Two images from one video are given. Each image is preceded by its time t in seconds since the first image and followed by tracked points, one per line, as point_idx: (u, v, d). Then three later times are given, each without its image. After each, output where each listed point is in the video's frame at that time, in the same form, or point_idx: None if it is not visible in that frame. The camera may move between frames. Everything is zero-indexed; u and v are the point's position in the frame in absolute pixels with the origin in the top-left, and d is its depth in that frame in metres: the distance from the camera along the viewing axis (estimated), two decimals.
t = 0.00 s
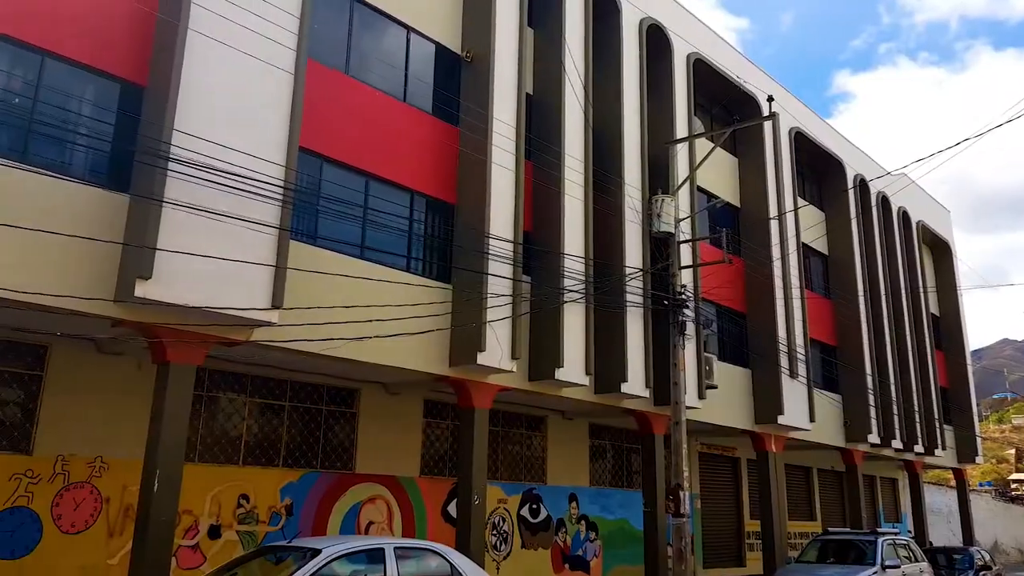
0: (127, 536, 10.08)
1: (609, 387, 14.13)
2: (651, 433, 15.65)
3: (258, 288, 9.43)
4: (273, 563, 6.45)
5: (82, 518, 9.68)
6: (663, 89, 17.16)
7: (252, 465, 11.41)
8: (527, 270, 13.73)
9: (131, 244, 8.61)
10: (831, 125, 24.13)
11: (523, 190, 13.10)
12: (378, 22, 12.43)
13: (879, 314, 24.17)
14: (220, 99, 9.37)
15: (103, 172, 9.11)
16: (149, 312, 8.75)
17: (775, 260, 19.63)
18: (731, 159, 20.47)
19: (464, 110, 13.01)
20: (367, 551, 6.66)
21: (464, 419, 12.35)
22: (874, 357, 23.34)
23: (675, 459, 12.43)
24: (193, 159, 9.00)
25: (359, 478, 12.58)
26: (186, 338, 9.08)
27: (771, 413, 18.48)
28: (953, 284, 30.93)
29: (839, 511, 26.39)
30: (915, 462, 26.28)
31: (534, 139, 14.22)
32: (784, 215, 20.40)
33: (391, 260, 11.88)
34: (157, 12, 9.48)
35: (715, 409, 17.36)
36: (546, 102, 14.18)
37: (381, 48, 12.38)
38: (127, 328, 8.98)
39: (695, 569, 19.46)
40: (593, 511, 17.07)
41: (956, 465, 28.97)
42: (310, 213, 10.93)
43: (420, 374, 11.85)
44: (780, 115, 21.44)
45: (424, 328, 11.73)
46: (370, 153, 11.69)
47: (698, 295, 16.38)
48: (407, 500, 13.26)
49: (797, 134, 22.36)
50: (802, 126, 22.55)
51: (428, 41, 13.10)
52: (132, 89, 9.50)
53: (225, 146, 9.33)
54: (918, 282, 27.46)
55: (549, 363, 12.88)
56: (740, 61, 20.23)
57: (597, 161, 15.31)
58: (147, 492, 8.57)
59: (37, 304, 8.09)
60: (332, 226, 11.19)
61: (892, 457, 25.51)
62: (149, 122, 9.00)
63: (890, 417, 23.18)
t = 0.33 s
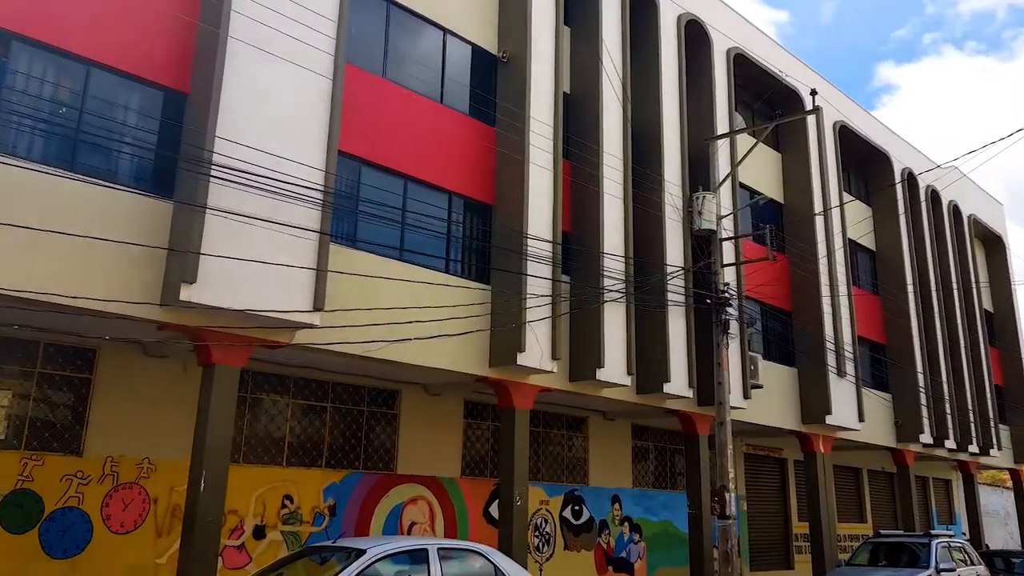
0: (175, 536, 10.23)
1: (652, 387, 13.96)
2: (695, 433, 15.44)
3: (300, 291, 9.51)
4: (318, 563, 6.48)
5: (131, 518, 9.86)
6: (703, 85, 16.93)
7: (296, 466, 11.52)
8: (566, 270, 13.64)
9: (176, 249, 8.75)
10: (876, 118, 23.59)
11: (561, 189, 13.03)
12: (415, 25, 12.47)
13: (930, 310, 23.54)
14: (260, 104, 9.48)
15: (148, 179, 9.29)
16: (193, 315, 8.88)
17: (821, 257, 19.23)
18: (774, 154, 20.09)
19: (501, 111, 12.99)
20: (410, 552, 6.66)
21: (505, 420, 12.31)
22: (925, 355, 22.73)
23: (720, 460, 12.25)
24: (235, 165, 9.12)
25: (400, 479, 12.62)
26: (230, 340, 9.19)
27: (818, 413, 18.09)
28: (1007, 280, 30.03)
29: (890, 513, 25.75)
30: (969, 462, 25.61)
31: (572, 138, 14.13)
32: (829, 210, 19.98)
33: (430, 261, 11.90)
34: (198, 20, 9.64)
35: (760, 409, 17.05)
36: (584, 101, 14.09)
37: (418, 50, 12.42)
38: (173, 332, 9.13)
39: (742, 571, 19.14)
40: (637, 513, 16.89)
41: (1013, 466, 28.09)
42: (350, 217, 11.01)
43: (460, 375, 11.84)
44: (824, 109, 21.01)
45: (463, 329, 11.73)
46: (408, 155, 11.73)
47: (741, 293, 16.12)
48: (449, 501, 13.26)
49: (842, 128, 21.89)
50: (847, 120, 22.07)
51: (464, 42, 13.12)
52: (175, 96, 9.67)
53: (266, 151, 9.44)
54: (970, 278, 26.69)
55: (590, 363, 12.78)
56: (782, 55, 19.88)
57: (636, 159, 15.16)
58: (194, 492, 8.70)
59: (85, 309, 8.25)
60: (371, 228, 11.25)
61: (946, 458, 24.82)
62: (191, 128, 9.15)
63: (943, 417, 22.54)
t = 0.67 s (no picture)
0: (222, 535, 10.40)
1: (695, 387, 13.77)
2: (740, 434, 15.21)
3: (341, 294, 9.59)
4: (362, 563, 6.51)
5: (180, 518, 10.04)
6: (743, 80, 16.69)
7: (339, 467, 11.61)
8: (606, 269, 13.54)
9: (220, 254, 8.88)
10: (923, 110, 23.02)
11: (599, 188, 12.93)
12: (451, 27, 12.51)
13: (983, 307, 22.86)
14: (300, 109, 9.58)
15: (193, 185, 9.43)
16: (237, 318, 9.00)
17: (867, 253, 18.80)
18: (817, 149, 19.70)
19: (538, 111, 12.95)
20: (454, 552, 6.64)
21: (546, 421, 12.25)
22: (978, 352, 22.08)
23: (765, 461, 12.05)
24: (276, 170, 9.23)
25: (442, 480, 12.65)
26: (274, 343, 9.30)
27: (867, 412, 17.67)
28: None
29: (943, 515, 25.06)
30: None
31: (610, 136, 14.03)
32: (875, 205, 19.53)
33: (469, 262, 11.91)
34: (239, 28, 9.79)
35: (807, 409, 16.72)
36: (621, 99, 13.98)
37: (455, 53, 12.45)
38: (218, 335, 9.26)
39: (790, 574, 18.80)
40: (681, 515, 16.70)
41: None
42: (389, 219, 11.07)
43: (501, 376, 11.82)
44: (869, 102, 20.55)
45: (504, 330, 11.72)
46: (446, 157, 11.75)
47: (785, 291, 15.84)
48: (491, 502, 13.26)
49: (888, 121, 21.40)
50: (892, 112, 21.57)
51: (501, 43, 13.11)
52: (218, 103, 9.82)
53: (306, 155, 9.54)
54: None
55: (632, 364, 12.66)
56: (824, 48, 19.51)
57: (676, 157, 15.00)
58: (240, 493, 8.82)
59: (134, 313, 8.42)
60: (410, 230, 11.30)
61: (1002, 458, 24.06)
62: (234, 135, 9.28)
63: (997, 416, 21.86)
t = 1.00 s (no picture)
0: (270, 535, 10.54)
1: (740, 387, 13.58)
2: (787, 434, 14.95)
3: (383, 296, 9.66)
4: (408, 564, 6.53)
5: (228, 518, 10.20)
6: (784, 75, 16.43)
7: (382, 468, 11.69)
8: (647, 268, 13.43)
9: (265, 258, 9.01)
10: (972, 102, 22.42)
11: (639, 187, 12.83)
12: (487, 29, 12.51)
13: None
14: (340, 114, 9.67)
15: (237, 191, 9.59)
16: (282, 322, 9.12)
17: (916, 249, 18.35)
18: (862, 143, 19.30)
19: (577, 110, 12.89)
20: (499, 553, 6.63)
21: (588, 422, 12.19)
22: None
23: (813, 462, 11.84)
24: (318, 175, 9.33)
25: (484, 481, 12.65)
26: (318, 345, 9.39)
27: (918, 412, 17.24)
28: None
29: (999, 517, 24.35)
30: None
31: (650, 135, 13.91)
32: (924, 200, 19.09)
33: (509, 263, 11.90)
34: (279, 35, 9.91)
35: (855, 409, 16.38)
36: (661, 97, 13.85)
37: (492, 54, 12.45)
38: (264, 338, 9.38)
39: None
40: (727, 516, 16.45)
41: None
42: (429, 221, 11.10)
43: (542, 376, 11.79)
44: (915, 94, 20.07)
45: (544, 330, 11.69)
46: (485, 159, 11.76)
47: (832, 289, 15.53)
48: (534, 503, 13.23)
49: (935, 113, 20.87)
50: (940, 105, 21.05)
51: (537, 44, 13.08)
52: (260, 110, 9.96)
53: (347, 159, 9.62)
54: None
55: (675, 364, 12.51)
56: (868, 40, 19.12)
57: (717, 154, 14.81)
58: (287, 494, 8.93)
59: (182, 317, 8.59)
60: (450, 232, 11.32)
61: None
62: (276, 140, 9.40)
63: None
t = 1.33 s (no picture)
0: (316, 535, 10.73)
1: (783, 387, 13.53)
2: (832, 434, 14.72)
3: (423, 298, 9.78)
4: (449, 560, 6.60)
5: (275, 520, 10.40)
6: (826, 71, 16.21)
7: (426, 471, 11.81)
8: (688, 267, 13.38)
9: (308, 262, 9.19)
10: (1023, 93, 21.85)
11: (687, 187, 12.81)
12: (530, 27, 12.50)
13: None
14: (382, 120, 9.82)
15: (281, 198, 9.80)
16: (325, 324, 9.29)
17: (966, 244, 17.90)
18: (914, 137, 18.80)
19: (615, 110, 12.87)
20: (540, 551, 6.66)
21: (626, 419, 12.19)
22: None
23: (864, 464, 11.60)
24: (359, 181, 9.50)
25: (532, 484, 12.69)
26: (361, 348, 9.55)
27: (970, 411, 16.84)
28: None
29: None
30: None
31: (688, 133, 13.88)
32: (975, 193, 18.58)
33: (547, 264, 11.95)
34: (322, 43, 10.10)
35: (903, 406, 16.18)
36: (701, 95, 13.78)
37: (528, 56, 12.43)
38: (309, 342, 9.56)
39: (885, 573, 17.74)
40: (776, 519, 16.22)
41: None
42: (469, 223, 11.22)
43: (582, 376, 11.80)
44: (962, 87, 19.65)
45: (586, 330, 11.74)
46: (525, 160, 11.81)
47: (883, 286, 15.28)
48: (578, 505, 13.22)
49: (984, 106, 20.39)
50: (989, 97, 20.56)
51: (575, 44, 13.01)
52: (303, 118, 10.16)
53: (388, 163, 9.76)
54: None
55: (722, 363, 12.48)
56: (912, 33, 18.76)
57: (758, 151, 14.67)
58: (333, 496, 9.08)
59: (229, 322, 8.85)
60: (489, 234, 11.41)
61: None
62: (320, 148, 9.58)
63: None
